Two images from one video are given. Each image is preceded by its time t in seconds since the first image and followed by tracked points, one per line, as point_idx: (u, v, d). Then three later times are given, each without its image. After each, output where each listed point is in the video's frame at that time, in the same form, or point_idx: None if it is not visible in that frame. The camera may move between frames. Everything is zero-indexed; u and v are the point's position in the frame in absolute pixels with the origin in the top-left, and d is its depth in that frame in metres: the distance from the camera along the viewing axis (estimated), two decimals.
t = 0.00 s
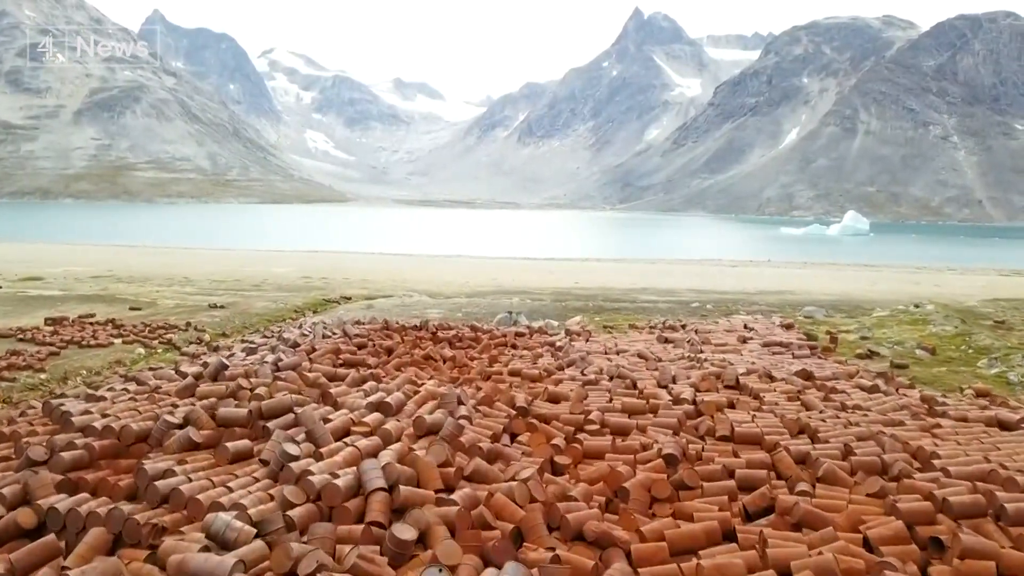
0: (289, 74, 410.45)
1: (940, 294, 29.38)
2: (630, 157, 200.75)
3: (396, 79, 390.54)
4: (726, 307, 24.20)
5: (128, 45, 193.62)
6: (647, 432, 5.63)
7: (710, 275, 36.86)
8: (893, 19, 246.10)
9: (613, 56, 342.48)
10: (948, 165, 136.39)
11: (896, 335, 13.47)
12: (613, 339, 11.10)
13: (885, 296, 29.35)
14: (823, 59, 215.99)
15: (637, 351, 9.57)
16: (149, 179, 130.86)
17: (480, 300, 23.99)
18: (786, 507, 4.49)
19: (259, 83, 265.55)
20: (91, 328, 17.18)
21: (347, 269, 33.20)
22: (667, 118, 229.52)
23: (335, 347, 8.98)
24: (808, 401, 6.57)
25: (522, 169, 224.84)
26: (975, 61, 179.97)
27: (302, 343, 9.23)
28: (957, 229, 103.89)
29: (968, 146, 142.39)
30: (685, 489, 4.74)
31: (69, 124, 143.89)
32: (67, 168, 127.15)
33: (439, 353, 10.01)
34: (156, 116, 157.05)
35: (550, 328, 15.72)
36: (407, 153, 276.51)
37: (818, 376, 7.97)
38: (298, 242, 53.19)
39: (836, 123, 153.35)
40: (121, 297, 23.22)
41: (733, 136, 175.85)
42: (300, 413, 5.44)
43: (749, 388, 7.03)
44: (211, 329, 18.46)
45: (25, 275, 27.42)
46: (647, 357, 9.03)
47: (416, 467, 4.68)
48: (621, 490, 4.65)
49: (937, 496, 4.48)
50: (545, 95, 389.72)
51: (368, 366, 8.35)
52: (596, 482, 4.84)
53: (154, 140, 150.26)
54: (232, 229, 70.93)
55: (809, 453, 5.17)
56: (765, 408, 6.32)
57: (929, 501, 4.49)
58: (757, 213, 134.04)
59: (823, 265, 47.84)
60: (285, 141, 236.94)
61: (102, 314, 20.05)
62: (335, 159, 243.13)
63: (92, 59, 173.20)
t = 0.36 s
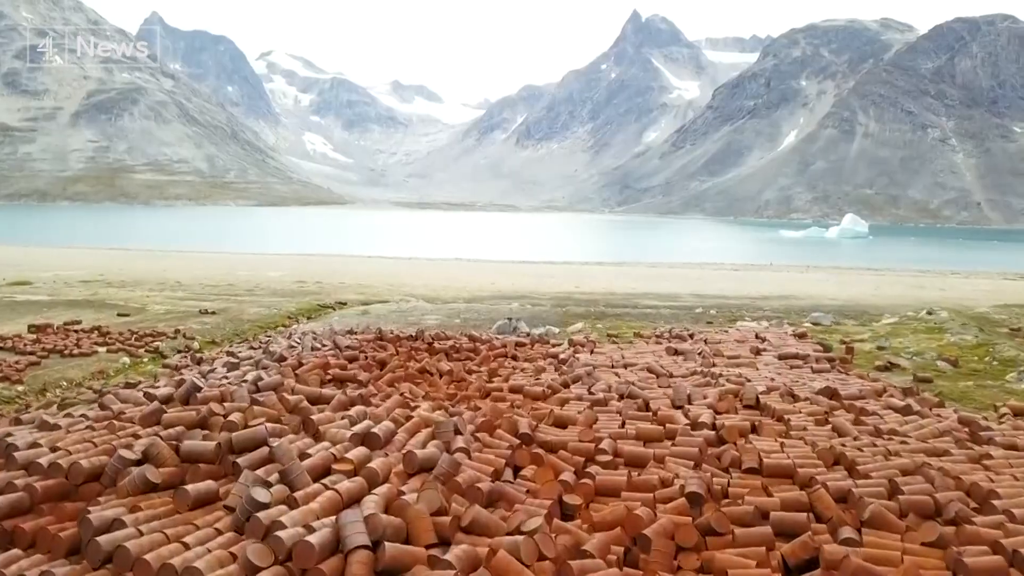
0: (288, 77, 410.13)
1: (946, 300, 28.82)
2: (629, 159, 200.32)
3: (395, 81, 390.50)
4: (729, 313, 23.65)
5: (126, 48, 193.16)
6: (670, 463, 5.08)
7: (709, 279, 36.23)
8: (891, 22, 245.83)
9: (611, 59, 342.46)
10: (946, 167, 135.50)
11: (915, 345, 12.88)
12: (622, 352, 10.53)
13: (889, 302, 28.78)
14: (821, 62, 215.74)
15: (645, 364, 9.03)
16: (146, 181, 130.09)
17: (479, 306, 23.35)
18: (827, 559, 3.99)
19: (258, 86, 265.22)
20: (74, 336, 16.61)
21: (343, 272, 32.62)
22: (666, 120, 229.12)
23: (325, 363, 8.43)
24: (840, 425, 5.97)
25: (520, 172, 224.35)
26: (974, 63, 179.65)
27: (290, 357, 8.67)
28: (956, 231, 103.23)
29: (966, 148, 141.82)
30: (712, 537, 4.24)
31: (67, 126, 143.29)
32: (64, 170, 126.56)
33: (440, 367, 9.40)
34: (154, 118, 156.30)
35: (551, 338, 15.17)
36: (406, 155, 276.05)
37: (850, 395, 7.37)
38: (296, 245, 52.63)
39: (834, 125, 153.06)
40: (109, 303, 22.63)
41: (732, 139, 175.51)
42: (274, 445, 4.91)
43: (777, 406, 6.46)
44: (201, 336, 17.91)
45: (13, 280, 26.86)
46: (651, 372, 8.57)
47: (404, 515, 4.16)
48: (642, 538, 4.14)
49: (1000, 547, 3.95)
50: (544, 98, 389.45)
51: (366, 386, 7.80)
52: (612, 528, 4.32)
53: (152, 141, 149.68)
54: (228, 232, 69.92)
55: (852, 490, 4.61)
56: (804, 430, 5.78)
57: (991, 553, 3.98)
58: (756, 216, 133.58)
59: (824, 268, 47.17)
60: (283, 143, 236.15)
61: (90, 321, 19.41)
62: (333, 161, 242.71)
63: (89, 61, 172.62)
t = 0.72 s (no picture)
0: (286, 80, 409.63)
1: (953, 306, 28.29)
2: (627, 163, 200.06)
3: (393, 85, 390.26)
4: (733, 319, 23.07)
5: (124, 52, 192.61)
6: (692, 503, 4.61)
7: (708, 284, 35.65)
8: (888, 26, 245.94)
9: (609, 62, 342.63)
10: (944, 171, 135.30)
11: (936, 355, 12.29)
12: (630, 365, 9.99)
13: (893, 308, 28.20)
14: (818, 66, 215.73)
15: (653, 380, 8.50)
16: (143, 185, 129.32)
17: (477, 312, 22.76)
18: None
19: (256, 89, 264.77)
20: (56, 345, 15.97)
21: (337, 278, 31.98)
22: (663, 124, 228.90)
23: (312, 379, 7.89)
24: (877, 453, 5.43)
25: (518, 176, 223.97)
26: (971, 67, 179.61)
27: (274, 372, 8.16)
28: (955, 235, 102.75)
29: (964, 152, 141.48)
30: None
31: (64, 130, 142.69)
32: (61, 174, 125.80)
33: (434, 382, 8.87)
34: (151, 122, 155.53)
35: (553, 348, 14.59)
36: (404, 159, 275.63)
37: (882, 415, 6.81)
38: (292, 249, 52.03)
39: (831, 129, 152.81)
40: (97, 310, 22.01)
41: (729, 143, 175.24)
42: (242, 495, 4.46)
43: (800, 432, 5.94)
44: (190, 345, 17.31)
45: None
46: (662, 390, 8.03)
47: None
48: None
49: None
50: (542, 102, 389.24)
51: (357, 408, 7.24)
52: None
53: (149, 145, 149.21)
54: (225, 235, 69.25)
55: (905, 540, 4.18)
56: (833, 461, 5.28)
57: None
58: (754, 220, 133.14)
59: (824, 273, 46.59)
60: (280, 146, 235.47)
61: (75, 329, 18.79)
62: (331, 165, 242.19)
63: (87, 65, 172.06)
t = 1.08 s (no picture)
0: (284, 86, 409.82)
1: (960, 314, 27.76)
2: (625, 168, 199.86)
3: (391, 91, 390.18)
4: (736, 329, 22.59)
5: (122, 57, 192.18)
6: (725, 559, 4.13)
7: (706, 290, 35.12)
8: (886, 32, 245.96)
9: (608, 68, 342.82)
10: (943, 177, 134.98)
11: (959, 369, 11.69)
12: (640, 381, 9.42)
13: (898, 317, 27.74)
14: (816, 72, 215.69)
15: (665, 400, 7.95)
16: (141, 190, 129.02)
17: (477, 321, 22.15)
18: None
19: (254, 94, 264.79)
20: (38, 356, 15.40)
21: (335, 285, 31.38)
22: (661, 130, 228.80)
23: (298, 401, 7.32)
24: (922, 492, 4.93)
25: (516, 181, 223.80)
26: (969, 73, 179.46)
27: (257, 392, 7.61)
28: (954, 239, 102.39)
29: (962, 158, 141.18)
30: None
31: (63, 135, 142.16)
32: (59, 179, 125.35)
33: (430, 401, 8.32)
34: (149, 127, 155.39)
35: (555, 359, 14.04)
36: (402, 164, 275.60)
37: (917, 439, 6.29)
38: (288, 255, 51.77)
39: (830, 135, 152.69)
40: (87, 318, 21.39)
41: (728, 148, 174.95)
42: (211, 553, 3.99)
43: (834, 463, 5.41)
44: (177, 356, 16.70)
45: None
46: (676, 412, 7.49)
47: None
48: None
49: None
50: (540, 107, 389.31)
51: (346, 434, 6.71)
52: None
53: (148, 150, 148.51)
54: (223, 240, 69.01)
55: None
56: (873, 502, 4.78)
57: None
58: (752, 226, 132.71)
59: (821, 279, 46.07)
60: (279, 151, 235.32)
61: (60, 338, 18.15)
62: (329, 170, 241.83)
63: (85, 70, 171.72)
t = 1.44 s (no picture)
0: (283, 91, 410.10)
1: (969, 323, 27.17)
2: (623, 174, 199.61)
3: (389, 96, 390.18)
4: (744, 338, 21.88)
5: (120, 62, 191.74)
6: None
7: (708, 297, 34.48)
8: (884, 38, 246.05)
9: (606, 74, 343.02)
10: (941, 183, 134.54)
11: (988, 385, 11.05)
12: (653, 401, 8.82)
13: (905, 325, 27.08)
14: (815, 77, 215.58)
15: (683, 423, 7.36)
16: (139, 196, 128.36)
17: (476, 330, 21.48)
18: None
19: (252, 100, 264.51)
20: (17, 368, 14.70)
21: (332, 292, 30.73)
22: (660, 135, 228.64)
23: (283, 425, 6.74)
24: (983, 545, 4.38)
25: (515, 187, 223.49)
26: (967, 79, 179.18)
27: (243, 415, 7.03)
28: (955, 246, 101.78)
29: (961, 164, 140.70)
30: None
31: (61, 140, 141.44)
32: (56, 184, 124.84)
33: (428, 423, 7.71)
34: (147, 132, 154.84)
35: (559, 372, 13.38)
36: (400, 170, 275.31)
37: (962, 469, 5.72)
38: (284, 261, 51.25)
39: (828, 140, 152.32)
40: (72, 328, 20.66)
41: (727, 154, 174.60)
42: None
43: (884, 504, 4.87)
44: (163, 367, 16.01)
45: None
46: (695, 437, 6.95)
47: None
48: None
49: None
50: (539, 113, 389.38)
51: (335, 464, 6.13)
52: None
53: (146, 156, 147.84)
54: (217, 246, 68.07)
55: None
56: (931, 556, 4.29)
57: None
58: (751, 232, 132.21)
59: (821, 286, 45.46)
60: (277, 157, 234.76)
61: (43, 349, 17.43)
62: (327, 176, 241.47)
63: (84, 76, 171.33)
